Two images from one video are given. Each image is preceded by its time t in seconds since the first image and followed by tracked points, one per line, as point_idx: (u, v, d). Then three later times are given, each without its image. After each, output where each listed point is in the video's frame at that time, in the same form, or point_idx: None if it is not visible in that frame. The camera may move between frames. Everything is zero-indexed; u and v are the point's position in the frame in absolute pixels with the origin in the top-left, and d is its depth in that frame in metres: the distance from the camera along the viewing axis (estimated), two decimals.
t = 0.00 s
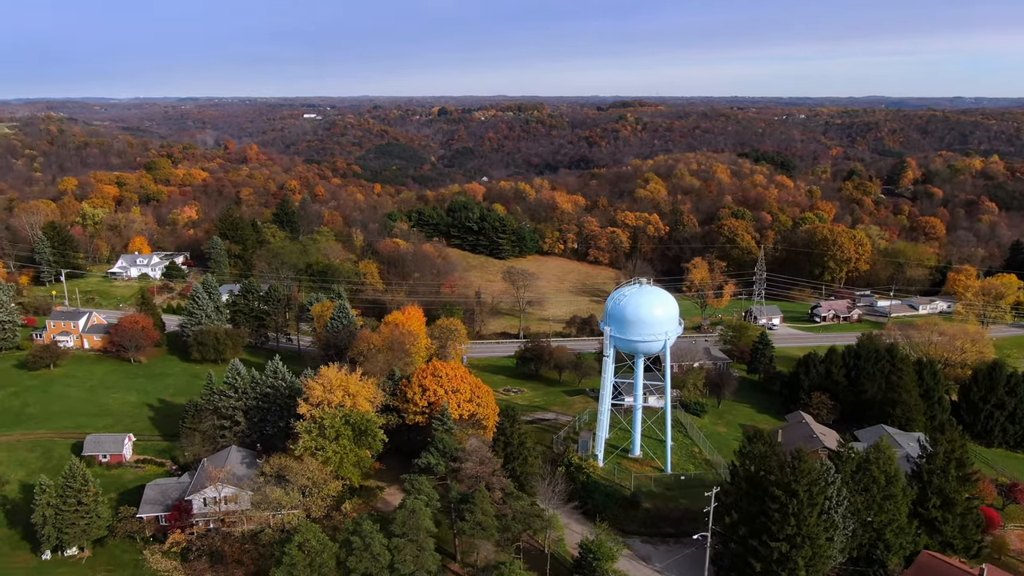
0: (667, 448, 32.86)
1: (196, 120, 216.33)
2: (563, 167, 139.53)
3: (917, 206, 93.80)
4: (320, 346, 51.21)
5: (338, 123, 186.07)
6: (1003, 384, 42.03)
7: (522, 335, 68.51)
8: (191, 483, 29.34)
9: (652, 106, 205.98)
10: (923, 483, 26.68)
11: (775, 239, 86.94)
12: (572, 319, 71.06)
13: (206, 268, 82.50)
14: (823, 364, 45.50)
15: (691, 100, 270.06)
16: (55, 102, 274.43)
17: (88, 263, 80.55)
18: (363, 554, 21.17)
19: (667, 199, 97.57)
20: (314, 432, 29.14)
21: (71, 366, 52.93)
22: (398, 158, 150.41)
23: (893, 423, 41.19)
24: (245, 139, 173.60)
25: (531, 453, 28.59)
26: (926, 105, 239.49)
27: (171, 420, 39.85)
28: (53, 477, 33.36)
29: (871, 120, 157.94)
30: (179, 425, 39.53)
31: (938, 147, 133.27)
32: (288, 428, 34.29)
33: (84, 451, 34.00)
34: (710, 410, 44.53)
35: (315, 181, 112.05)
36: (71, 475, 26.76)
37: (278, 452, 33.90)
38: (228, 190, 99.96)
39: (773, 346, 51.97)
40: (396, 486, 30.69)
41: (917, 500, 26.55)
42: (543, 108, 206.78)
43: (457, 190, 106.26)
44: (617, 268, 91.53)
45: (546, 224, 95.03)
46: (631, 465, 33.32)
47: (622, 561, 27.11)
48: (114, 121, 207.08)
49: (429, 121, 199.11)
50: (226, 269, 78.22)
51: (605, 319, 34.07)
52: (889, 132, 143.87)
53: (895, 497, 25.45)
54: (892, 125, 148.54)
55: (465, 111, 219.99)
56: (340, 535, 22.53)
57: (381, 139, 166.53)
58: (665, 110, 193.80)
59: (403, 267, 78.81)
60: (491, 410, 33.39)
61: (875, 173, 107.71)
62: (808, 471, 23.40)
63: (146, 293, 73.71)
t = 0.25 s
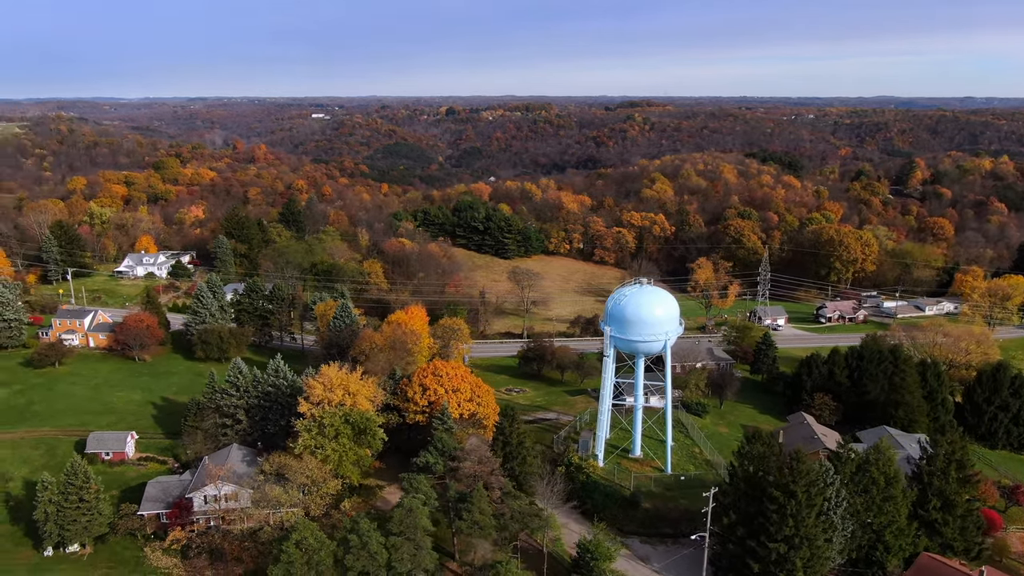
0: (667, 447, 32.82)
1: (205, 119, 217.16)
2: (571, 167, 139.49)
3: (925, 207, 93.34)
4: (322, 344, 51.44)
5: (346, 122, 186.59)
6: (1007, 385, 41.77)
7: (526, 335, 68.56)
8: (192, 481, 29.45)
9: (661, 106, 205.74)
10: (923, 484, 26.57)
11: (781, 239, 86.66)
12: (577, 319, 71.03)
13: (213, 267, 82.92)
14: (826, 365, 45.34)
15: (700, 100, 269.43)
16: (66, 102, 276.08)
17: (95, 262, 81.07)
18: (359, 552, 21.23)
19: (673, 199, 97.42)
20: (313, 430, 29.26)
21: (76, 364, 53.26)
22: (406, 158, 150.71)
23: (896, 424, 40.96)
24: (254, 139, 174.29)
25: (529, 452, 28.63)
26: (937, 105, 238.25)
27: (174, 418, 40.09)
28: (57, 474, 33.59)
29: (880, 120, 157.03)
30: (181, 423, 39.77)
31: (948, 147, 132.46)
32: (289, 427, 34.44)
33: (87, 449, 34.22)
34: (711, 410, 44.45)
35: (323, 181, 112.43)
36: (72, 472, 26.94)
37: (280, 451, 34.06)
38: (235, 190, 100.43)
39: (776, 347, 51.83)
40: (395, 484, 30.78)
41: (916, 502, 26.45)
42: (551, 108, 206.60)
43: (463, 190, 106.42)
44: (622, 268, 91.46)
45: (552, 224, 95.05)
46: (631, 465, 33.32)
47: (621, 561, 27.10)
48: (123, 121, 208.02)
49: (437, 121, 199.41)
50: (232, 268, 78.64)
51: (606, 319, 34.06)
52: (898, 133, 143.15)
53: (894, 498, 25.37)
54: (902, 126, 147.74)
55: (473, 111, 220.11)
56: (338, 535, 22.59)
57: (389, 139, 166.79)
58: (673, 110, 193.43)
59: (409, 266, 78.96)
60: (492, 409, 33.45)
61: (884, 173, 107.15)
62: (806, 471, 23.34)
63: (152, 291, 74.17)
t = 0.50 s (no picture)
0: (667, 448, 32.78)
1: (214, 119, 218.07)
2: (578, 167, 139.41)
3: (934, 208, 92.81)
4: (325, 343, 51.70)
5: (354, 122, 187.05)
6: (1012, 387, 41.54)
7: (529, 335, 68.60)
8: (193, 479, 29.67)
9: (669, 106, 205.26)
10: (923, 486, 26.48)
11: (788, 240, 86.35)
12: (581, 319, 70.98)
13: (219, 266, 83.28)
14: (828, 366, 45.10)
15: (708, 99, 268.86)
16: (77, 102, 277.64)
17: (102, 261, 81.59)
18: (357, 551, 21.32)
19: (680, 199, 97.25)
20: (313, 429, 29.37)
21: (81, 362, 53.61)
22: (413, 157, 150.97)
23: (898, 426, 40.80)
24: (262, 138, 175.00)
25: (528, 452, 28.64)
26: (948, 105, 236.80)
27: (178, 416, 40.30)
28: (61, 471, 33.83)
29: (890, 120, 156.22)
30: (184, 421, 39.96)
31: (959, 148, 131.57)
32: (290, 425, 34.54)
33: (90, 446, 34.44)
34: (713, 411, 44.34)
35: (330, 180, 112.78)
36: (74, 469, 27.18)
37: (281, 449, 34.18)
38: (243, 189, 100.85)
39: (779, 348, 51.63)
40: (395, 483, 30.87)
41: (917, 504, 26.34)
42: (559, 108, 206.37)
43: (470, 190, 106.53)
44: (628, 268, 91.33)
45: (558, 223, 95.00)
46: (631, 466, 33.31)
47: (619, 561, 27.12)
48: (134, 120, 209.13)
49: (445, 121, 199.64)
50: (238, 267, 79.01)
51: (607, 320, 34.02)
52: (908, 133, 142.35)
53: (894, 500, 25.26)
54: (912, 126, 146.87)
55: (481, 110, 220.19)
56: (335, 533, 22.68)
57: (397, 139, 167.13)
58: (681, 110, 192.99)
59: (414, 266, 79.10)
60: (492, 409, 33.51)
61: (893, 173, 106.57)
62: (805, 473, 23.29)
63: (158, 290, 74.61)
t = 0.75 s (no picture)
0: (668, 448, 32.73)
1: (223, 118, 218.92)
2: (586, 167, 139.30)
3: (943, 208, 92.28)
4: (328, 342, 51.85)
5: (362, 122, 187.47)
6: (1016, 389, 41.28)
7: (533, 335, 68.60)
8: (194, 476, 29.82)
9: (677, 106, 204.79)
10: (924, 488, 26.38)
11: (794, 241, 86.04)
12: (586, 319, 70.93)
13: (225, 265, 83.63)
14: (831, 367, 44.88)
15: (717, 100, 268.22)
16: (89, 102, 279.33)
17: (109, 260, 82.10)
18: (355, 548, 21.45)
19: (686, 199, 97.07)
20: (313, 428, 29.49)
21: (87, 359, 53.98)
22: (421, 157, 151.26)
23: (901, 427, 40.62)
24: (271, 138, 175.66)
25: (527, 451, 28.65)
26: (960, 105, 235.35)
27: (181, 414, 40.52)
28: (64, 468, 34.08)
29: (900, 121, 155.25)
30: (187, 419, 40.18)
31: (969, 148, 130.67)
32: (291, 424, 34.70)
33: (94, 444, 34.67)
34: (715, 412, 44.24)
35: (337, 180, 113.09)
36: (76, 466, 27.32)
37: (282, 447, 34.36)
38: (251, 188, 101.29)
39: (783, 349, 51.39)
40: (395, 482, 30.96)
41: (917, 506, 26.25)
42: (567, 108, 206.22)
43: (476, 190, 106.63)
44: (634, 268, 91.21)
45: (564, 223, 94.98)
46: (631, 466, 33.27)
47: (617, 561, 27.14)
48: (144, 120, 210.39)
49: (453, 121, 199.88)
50: (244, 266, 79.37)
51: (608, 320, 34.00)
52: (918, 133, 141.52)
53: (893, 502, 25.18)
54: (922, 126, 146.02)
55: (489, 110, 220.26)
56: (333, 532, 22.77)
57: (404, 138, 167.47)
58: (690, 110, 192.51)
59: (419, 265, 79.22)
60: (492, 408, 33.57)
61: (901, 174, 106.03)
62: (803, 474, 23.26)
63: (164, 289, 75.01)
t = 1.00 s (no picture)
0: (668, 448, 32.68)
1: (233, 118, 219.71)
2: (594, 166, 139.15)
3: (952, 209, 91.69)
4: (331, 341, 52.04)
5: (370, 121, 187.87)
6: (1021, 391, 40.96)
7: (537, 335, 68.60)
8: (195, 474, 29.97)
9: (686, 106, 204.27)
10: (924, 489, 26.28)
11: (801, 241, 85.71)
12: (590, 319, 70.85)
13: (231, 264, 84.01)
14: (834, 367, 44.69)
15: (726, 100, 267.69)
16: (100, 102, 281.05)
17: (116, 259, 82.59)
18: (352, 547, 21.55)
19: (692, 199, 96.87)
20: (313, 426, 29.61)
21: (92, 357, 54.31)
22: (429, 157, 151.53)
23: (904, 429, 40.41)
24: (279, 138, 176.31)
25: (526, 450, 28.65)
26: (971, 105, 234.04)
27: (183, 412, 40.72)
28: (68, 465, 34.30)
29: (910, 121, 154.36)
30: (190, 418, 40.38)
31: (980, 148, 129.74)
32: (292, 422, 34.87)
33: (96, 442, 34.87)
34: (717, 412, 44.14)
35: (345, 180, 113.39)
36: (78, 464, 27.51)
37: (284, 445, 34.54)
38: (258, 188, 101.69)
39: (786, 349, 51.16)
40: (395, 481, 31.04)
41: (917, 507, 26.14)
42: (575, 108, 206.02)
43: (483, 190, 106.73)
44: (640, 268, 91.06)
45: (570, 223, 94.92)
46: (631, 466, 33.22)
47: (616, 561, 27.15)
48: (155, 120, 211.60)
49: (461, 121, 200.07)
50: (249, 265, 79.73)
51: (609, 320, 34.00)
52: (928, 133, 140.64)
53: (893, 503, 25.10)
54: (932, 126, 145.15)
55: (497, 110, 220.24)
56: (332, 530, 22.87)
57: (412, 138, 167.72)
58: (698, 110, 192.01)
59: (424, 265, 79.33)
60: (493, 407, 33.62)
61: (910, 174, 105.47)
62: (801, 474, 23.23)
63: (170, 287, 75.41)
